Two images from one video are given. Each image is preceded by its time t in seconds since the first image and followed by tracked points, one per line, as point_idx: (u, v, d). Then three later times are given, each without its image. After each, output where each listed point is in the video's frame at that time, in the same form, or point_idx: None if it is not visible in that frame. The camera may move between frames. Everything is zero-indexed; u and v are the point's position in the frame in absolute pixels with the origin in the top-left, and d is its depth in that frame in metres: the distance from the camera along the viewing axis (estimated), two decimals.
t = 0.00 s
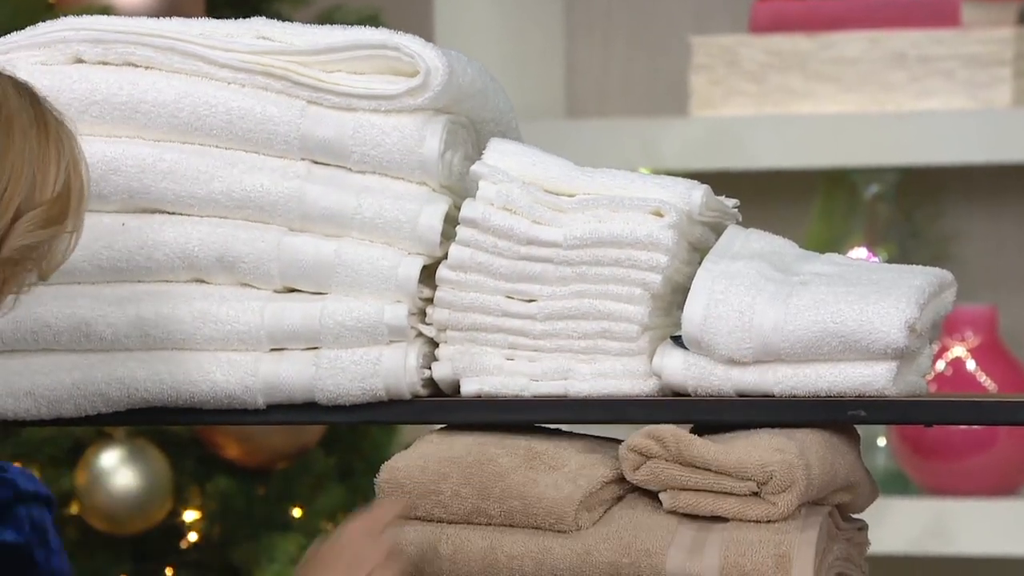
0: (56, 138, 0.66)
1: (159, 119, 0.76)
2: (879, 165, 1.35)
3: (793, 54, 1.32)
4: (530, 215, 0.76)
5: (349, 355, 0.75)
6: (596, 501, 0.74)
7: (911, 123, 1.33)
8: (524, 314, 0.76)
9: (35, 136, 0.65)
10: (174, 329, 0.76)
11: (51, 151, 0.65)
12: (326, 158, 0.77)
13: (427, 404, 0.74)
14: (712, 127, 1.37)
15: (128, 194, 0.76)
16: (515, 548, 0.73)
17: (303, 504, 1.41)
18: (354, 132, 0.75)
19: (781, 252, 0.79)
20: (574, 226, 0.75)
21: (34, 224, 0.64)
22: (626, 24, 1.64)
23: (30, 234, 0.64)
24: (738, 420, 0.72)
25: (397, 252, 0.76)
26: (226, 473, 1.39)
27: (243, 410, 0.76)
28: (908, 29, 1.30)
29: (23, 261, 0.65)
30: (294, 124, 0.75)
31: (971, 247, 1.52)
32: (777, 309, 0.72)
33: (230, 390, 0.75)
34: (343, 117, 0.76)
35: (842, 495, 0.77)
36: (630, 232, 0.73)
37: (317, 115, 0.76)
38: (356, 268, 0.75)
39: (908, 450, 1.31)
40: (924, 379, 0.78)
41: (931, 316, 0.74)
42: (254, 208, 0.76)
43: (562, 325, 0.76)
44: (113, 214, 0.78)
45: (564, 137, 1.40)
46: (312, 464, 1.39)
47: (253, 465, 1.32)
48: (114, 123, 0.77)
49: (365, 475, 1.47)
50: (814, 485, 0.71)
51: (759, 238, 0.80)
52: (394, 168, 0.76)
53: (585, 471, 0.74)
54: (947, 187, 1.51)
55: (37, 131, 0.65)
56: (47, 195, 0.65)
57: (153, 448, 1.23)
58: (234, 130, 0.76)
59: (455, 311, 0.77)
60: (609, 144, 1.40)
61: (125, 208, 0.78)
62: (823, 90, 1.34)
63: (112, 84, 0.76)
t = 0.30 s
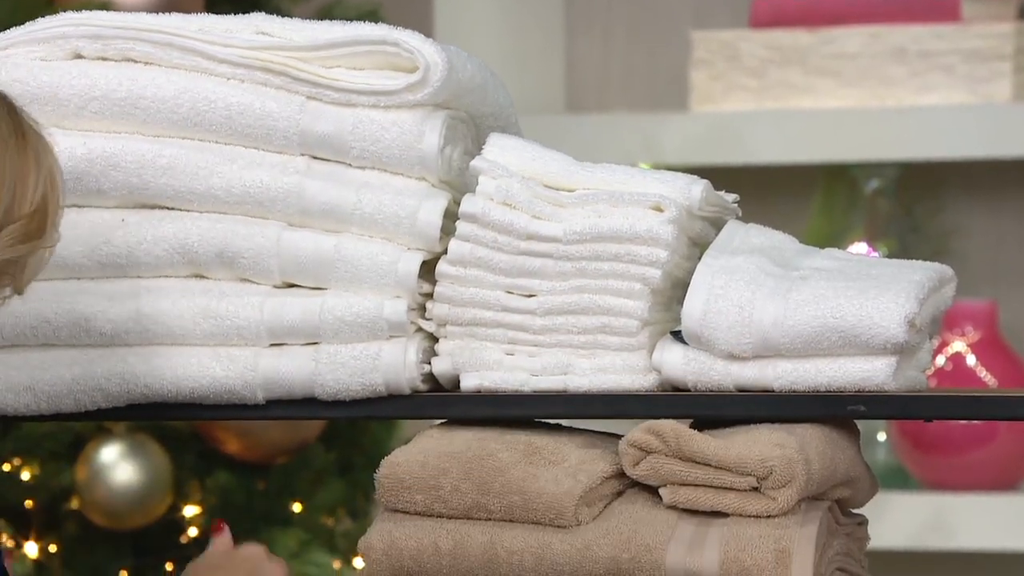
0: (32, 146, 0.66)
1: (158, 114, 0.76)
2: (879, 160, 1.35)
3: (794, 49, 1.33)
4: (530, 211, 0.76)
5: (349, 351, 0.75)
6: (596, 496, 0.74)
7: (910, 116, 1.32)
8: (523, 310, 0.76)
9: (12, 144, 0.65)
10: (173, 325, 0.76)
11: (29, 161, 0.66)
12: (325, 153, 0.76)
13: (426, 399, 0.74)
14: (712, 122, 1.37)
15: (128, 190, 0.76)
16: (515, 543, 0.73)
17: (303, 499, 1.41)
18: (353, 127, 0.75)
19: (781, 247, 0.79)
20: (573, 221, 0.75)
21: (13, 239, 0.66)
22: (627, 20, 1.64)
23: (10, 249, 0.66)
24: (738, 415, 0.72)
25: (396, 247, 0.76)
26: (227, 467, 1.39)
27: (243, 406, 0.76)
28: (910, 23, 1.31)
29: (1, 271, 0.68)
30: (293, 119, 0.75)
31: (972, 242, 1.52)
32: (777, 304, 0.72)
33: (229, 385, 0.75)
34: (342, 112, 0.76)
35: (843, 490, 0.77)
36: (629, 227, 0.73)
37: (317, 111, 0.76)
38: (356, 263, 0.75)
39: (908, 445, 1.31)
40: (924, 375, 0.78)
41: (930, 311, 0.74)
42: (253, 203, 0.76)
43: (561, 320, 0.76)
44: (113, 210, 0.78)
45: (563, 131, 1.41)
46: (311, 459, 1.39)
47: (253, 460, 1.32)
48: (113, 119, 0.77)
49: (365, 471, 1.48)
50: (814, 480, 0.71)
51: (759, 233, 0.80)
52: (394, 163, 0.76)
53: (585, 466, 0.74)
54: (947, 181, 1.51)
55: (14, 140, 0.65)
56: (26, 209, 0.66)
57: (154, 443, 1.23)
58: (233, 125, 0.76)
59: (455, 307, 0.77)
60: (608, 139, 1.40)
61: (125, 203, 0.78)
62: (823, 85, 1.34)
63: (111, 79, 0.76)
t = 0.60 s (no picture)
0: None
1: (156, 102, 0.76)
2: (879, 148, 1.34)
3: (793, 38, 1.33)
4: (529, 198, 0.76)
5: (348, 339, 0.75)
6: (596, 484, 0.74)
7: (910, 104, 1.32)
8: (523, 297, 0.76)
9: None
10: (173, 313, 0.76)
11: None
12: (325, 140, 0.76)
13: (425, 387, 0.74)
14: (713, 110, 1.36)
15: (127, 178, 0.76)
16: (514, 531, 0.73)
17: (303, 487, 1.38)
18: (352, 115, 0.75)
19: (781, 235, 0.79)
20: (573, 209, 0.75)
21: None
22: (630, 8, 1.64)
23: None
24: (737, 403, 0.72)
25: (395, 234, 0.76)
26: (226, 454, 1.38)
27: (244, 393, 0.76)
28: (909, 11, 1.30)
29: None
30: (291, 107, 0.75)
31: (974, 231, 1.52)
32: (777, 292, 0.72)
33: (229, 373, 0.75)
34: (341, 100, 0.76)
35: (841, 478, 0.77)
36: (628, 215, 0.73)
37: (316, 99, 0.76)
38: (355, 251, 0.75)
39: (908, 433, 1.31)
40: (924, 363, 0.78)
41: (930, 299, 0.74)
42: (252, 190, 0.75)
43: (561, 308, 0.75)
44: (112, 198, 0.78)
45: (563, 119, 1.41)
46: (310, 447, 1.36)
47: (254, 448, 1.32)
48: (112, 106, 0.77)
49: (366, 458, 1.48)
50: (813, 468, 0.71)
51: (759, 221, 0.80)
52: (393, 151, 0.76)
53: (584, 454, 0.74)
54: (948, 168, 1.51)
55: None
56: None
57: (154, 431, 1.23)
58: (232, 113, 0.76)
59: (455, 295, 0.77)
60: (608, 127, 1.40)
61: (124, 191, 0.78)
62: (823, 73, 1.34)
63: (110, 67, 0.76)
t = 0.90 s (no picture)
0: None
1: (156, 87, 0.76)
2: (878, 134, 1.34)
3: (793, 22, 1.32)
4: (528, 184, 0.76)
5: (348, 325, 0.75)
6: (596, 470, 0.75)
7: (910, 90, 1.32)
8: (522, 284, 0.76)
9: None
10: (172, 299, 0.76)
11: None
12: (324, 126, 0.76)
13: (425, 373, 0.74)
14: (712, 97, 1.36)
15: (126, 164, 0.76)
16: (514, 517, 0.73)
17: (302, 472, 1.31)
18: (351, 101, 0.75)
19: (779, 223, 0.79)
20: (572, 195, 0.75)
21: None
22: None
23: None
24: (736, 388, 0.72)
25: (393, 220, 0.76)
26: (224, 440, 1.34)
27: (244, 378, 0.76)
28: None
29: None
30: (290, 93, 0.75)
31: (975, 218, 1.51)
32: (776, 278, 0.71)
33: (228, 359, 0.75)
34: (341, 87, 0.75)
35: (841, 463, 0.77)
36: (628, 200, 0.73)
37: (314, 85, 0.76)
38: (354, 237, 0.75)
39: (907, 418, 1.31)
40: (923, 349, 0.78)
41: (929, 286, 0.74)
42: (252, 176, 0.75)
43: (560, 294, 0.75)
44: (112, 184, 0.78)
45: (564, 104, 1.40)
46: (311, 432, 1.30)
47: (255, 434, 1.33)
48: (112, 92, 0.76)
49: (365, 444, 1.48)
50: (813, 454, 0.71)
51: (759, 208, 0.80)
52: (393, 137, 0.76)
53: (584, 440, 0.74)
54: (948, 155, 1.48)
55: None
56: None
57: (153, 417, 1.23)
58: (231, 99, 0.76)
59: (454, 281, 0.77)
60: (607, 112, 1.39)
61: (124, 177, 0.78)
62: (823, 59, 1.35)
63: (110, 53, 0.76)
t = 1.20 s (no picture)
0: None
1: (151, 75, 0.76)
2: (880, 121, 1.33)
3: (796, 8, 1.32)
4: (524, 172, 0.76)
5: (344, 313, 0.75)
6: (594, 458, 0.74)
7: (914, 75, 1.31)
8: (517, 271, 0.76)
9: None
10: (168, 287, 0.76)
11: None
12: (321, 115, 0.76)
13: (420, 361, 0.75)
14: (714, 84, 1.35)
15: (122, 152, 0.76)
16: (511, 505, 0.73)
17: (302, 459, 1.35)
18: (347, 89, 0.75)
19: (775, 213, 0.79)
20: (568, 183, 0.75)
21: None
22: None
23: None
24: (733, 377, 0.71)
25: (389, 208, 0.76)
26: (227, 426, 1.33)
27: (240, 366, 0.77)
28: None
29: None
30: (286, 81, 0.75)
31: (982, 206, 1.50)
32: (773, 275, 0.71)
33: (225, 347, 0.75)
34: (336, 75, 0.75)
35: (840, 451, 0.77)
36: (625, 188, 0.73)
37: (310, 74, 0.75)
38: (350, 225, 0.75)
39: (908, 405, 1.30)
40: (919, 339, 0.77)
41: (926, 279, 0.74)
42: (248, 165, 0.76)
43: (556, 282, 0.75)
44: (108, 172, 0.78)
45: (565, 90, 1.39)
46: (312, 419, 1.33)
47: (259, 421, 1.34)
48: (107, 81, 0.77)
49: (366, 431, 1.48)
50: (810, 443, 0.70)
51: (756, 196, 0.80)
52: (390, 126, 0.76)
53: (581, 428, 0.74)
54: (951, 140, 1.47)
55: None
56: None
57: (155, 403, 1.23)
58: (226, 88, 0.76)
59: (450, 269, 0.77)
60: (608, 98, 1.38)
61: (120, 165, 0.78)
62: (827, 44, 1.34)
63: (106, 41, 0.76)
